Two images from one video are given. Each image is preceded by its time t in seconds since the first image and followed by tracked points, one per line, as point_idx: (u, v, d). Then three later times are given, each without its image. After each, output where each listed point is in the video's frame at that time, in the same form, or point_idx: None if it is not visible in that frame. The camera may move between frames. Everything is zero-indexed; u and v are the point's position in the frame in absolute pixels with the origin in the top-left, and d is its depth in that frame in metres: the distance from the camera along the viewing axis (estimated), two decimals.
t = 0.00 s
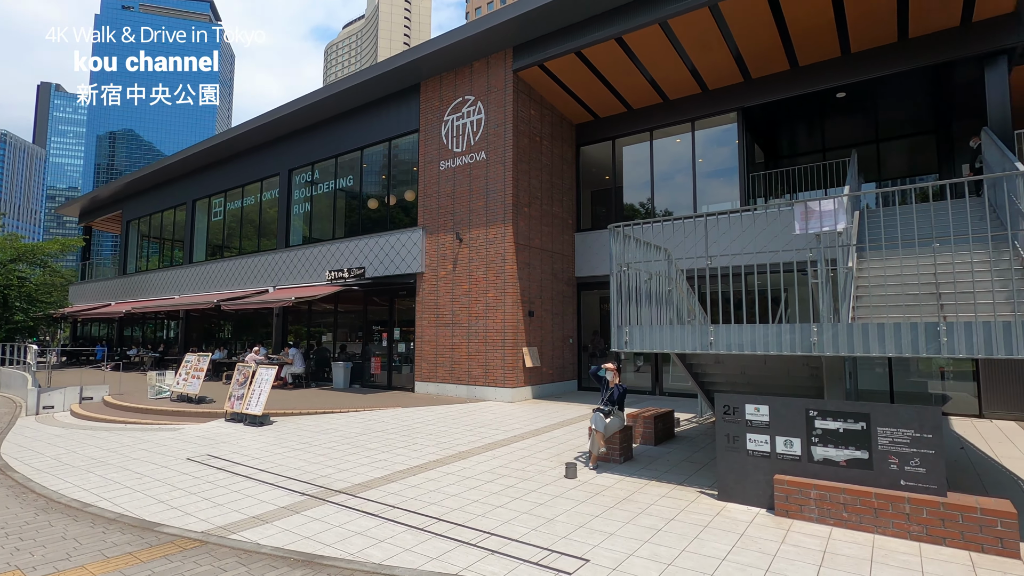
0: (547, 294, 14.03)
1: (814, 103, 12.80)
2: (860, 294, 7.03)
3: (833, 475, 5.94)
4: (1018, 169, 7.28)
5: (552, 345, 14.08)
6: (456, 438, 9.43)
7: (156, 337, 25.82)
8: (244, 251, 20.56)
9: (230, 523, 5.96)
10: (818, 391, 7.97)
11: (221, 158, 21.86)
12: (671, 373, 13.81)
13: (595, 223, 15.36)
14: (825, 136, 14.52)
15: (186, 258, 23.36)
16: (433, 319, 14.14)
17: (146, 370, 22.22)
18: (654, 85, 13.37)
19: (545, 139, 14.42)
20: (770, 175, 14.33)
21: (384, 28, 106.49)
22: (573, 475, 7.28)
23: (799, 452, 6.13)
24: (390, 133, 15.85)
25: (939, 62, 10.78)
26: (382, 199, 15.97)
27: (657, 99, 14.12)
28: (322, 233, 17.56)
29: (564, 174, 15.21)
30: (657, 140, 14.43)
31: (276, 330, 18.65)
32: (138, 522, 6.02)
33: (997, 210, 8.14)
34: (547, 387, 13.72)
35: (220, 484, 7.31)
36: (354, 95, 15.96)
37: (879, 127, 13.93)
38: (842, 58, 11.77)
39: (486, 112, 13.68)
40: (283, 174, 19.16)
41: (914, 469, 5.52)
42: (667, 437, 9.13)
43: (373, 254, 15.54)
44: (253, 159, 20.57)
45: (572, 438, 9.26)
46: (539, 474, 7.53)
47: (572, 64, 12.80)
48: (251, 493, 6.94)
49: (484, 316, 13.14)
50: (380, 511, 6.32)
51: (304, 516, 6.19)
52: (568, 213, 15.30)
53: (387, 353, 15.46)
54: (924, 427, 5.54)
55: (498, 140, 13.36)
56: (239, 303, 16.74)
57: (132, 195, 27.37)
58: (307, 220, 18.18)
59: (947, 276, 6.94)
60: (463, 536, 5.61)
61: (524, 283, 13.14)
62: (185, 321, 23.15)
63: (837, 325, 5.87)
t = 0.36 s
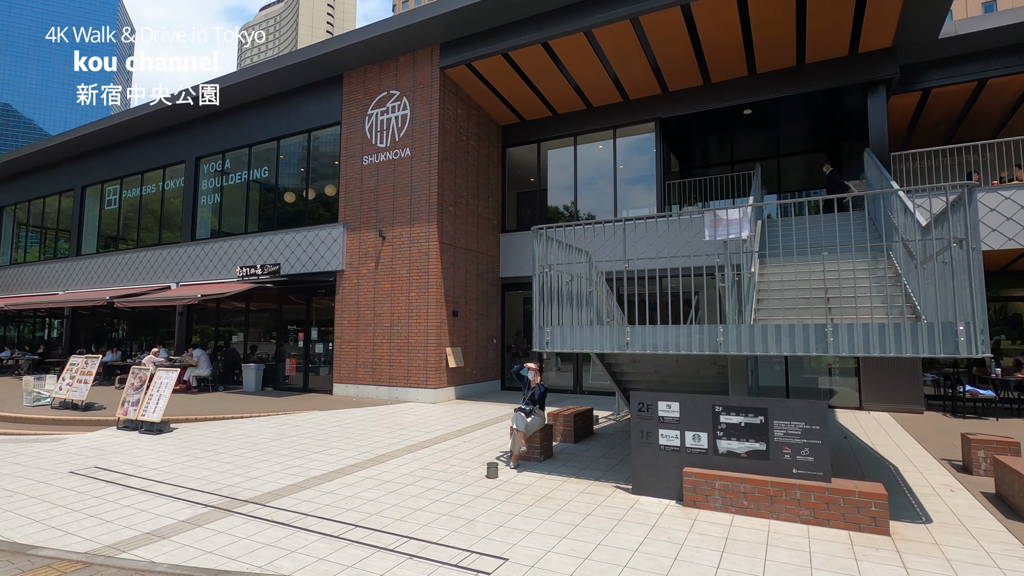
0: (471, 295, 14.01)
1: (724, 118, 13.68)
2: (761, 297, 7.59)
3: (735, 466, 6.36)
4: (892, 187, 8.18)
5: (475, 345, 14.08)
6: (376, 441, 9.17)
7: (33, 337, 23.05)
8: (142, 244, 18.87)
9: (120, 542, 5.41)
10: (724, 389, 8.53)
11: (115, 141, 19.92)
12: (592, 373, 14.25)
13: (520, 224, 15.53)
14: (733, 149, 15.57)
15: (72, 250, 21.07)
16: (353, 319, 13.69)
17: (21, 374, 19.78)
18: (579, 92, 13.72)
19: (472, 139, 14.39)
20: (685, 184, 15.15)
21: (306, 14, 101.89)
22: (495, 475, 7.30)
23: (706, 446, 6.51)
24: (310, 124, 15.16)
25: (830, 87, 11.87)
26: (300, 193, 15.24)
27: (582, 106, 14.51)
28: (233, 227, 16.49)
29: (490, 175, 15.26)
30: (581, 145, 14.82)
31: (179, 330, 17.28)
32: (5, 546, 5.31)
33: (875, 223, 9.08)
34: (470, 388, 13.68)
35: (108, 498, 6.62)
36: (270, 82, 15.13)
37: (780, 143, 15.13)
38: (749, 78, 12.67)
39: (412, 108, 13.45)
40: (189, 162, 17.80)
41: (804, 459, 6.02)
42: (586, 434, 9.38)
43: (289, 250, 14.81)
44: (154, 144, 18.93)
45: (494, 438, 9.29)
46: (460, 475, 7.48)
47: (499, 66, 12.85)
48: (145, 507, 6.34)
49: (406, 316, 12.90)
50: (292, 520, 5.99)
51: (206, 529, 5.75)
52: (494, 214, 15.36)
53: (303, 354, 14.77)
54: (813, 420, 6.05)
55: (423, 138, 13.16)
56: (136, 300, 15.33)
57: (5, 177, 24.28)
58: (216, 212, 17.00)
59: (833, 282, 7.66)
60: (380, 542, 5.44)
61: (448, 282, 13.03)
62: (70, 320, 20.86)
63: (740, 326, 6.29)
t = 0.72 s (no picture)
0: (413, 294, 13.79)
1: (663, 125, 14.16)
2: (694, 299, 7.89)
3: (669, 462, 6.58)
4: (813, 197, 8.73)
5: (417, 345, 13.87)
6: (312, 445, 8.86)
7: None
8: (52, 236, 17.36)
9: (20, 562, 4.92)
10: (659, 388, 8.81)
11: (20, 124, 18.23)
12: (534, 372, 14.37)
13: (464, 224, 15.45)
14: (671, 156, 16.14)
15: None
16: (288, 319, 13.17)
17: None
18: (523, 94, 13.81)
19: (415, 136, 14.18)
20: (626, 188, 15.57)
21: None
22: (435, 477, 7.21)
23: (642, 443, 6.69)
24: (244, 114, 14.46)
25: (760, 100, 12.53)
26: (232, 185, 14.51)
27: (527, 108, 14.60)
28: (157, 220, 15.47)
29: (434, 173, 15.09)
30: (525, 147, 14.92)
31: (94, 330, 16.03)
32: None
33: (798, 230, 9.66)
34: (411, 389, 13.47)
35: (7, 515, 6.02)
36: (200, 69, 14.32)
37: (714, 152, 15.83)
38: (686, 88, 13.17)
39: (353, 102, 13.11)
40: (107, 149, 16.57)
41: (733, 453, 6.30)
42: (527, 434, 9.44)
43: (220, 246, 14.06)
44: (66, 129, 17.47)
45: (435, 440, 9.19)
46: (400, 478, 7.34)
47: (445, 64, 12.73)
48: (51, 523, 5.82)
49: (346, 315, 12.54)
50: (218, 530, 5.67)
51: (121, 544, 5.34)
52: (437, 213, 15.20)
53: (234, 356, 14.06)
54: (740, 416, 6.34)
55: (365, 133, 12.85)
56: (44, 297, 14.08)
57: None
58: (138, 204, 15.91)
59: (760, 285, 8.09)
60: (314, 550, 5.24)
61: (389, 282, 12.77)
62: None
63: (675, 327, 6.52)
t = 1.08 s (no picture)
0: (370, 294, 13.56)
1: (621, 129, 14.42)
2: (648, 301, 8.06)
3: (623, 460, 6.69)
4: (762, 203, 9.08)
5: (374, 346, 13.64)
6: (262, 449, 8.58)
7: None
8: None
9: None
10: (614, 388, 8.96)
11: None
12: (493, 373, 14.38)
13: (424, 223, 15.31)
14: (629, 159, 16.46)
15: None
16: (238, 319, 12.72)
17: None
18: (484, 94, 13.78)
19: (374, 133, 13.94)
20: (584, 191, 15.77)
21: None
22: (391, 479, 7.10)
23: (597, 442, 6.79)
24: (192, 104, 13.87)
25: (714, 108, 12.92)
26: (179, 178, 13.90)
27: (487, 108, 14.58)
28: (96, 214, 14.66)
29: (393, 171, 14.88)
30: (485, 147, 14.89)
31: (24, 329, 15.06)
32: None
33: (748, 234, 10.02)
34: (368, 390, 13.23)
35: None
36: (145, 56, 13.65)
37: (669, 156, 16.24)
38: (644, 94, 13.44)
39: (309, 97, 12.78)
40: (41, 137, 15.59)
41: (684, 451, 6.45)
42: (485, 435, 9.44)
43: (165, 242, 13.44)
44: None
45: (391, 442, 9.06)
46: (354, 481, 7.20)
47: (405, 61, 12.56)
48: None
49: (299, 315, 12.21)
50: (160, 540, 5.41)
51: (52, 558, 5.01)
52: (395, 212, 14.99)
53: (179, 357, 13.46)
54: (692, 415, 6.50)
55: (321, 129, 12.54)
56: None
57: None
58: (75, 196, 15.03)
59: (711, 287, 8.34)
60: (263, 558, 5.07)
61: (345, 281, 12.51)
62: None
63: (630, 328, 6.64)
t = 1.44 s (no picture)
0: (337, 294, 13.34)
1: (590, 132, 14.56)
2: (615, 302, 8.17)
3: (589, 460, 6.75)
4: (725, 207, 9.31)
5: (340, 347, 13.42)
6: (222, 454, 8.34)
7: None
8: None
9: None
10: (581, 388, 9.04)
11: None
12: (461, 373, 14.34)
13: (392, 222, 15.15)
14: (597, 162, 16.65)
15: None
16: (198, 319, 12.33)
17: None
18: (454, 93, 13.72)
19: (341, 130, 13.71)
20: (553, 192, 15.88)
21: None
22: (356, 482, 7.00)
23: (564, 442, 6.84)
24: (150, 96, 13.40)
25: (681, 112, 13.18)
26: (136, 173, 13.40)
27: (457, 107, 14.52)
28: (45, 209, 14.00)
29: (360, 169, 14.66)
30: (455, 147, 14.82)
31: None
32: None
33: (711, 237, 10.27)
34: (333, 392, 13.01)
35: None
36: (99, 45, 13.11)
37: (637, 159, 16.49)
38: (613, 97, 13.60)
39: (274, 92, 12.49)
40: None
41: (649, 450, 6.53)
42: (452, 435, 9.40)
43: (120, 239, 12.96)
44: None
45: (356, 444, 8.94)
46: (318, 485, 7.08)
47: (373, 58, 12.39)
48: None
49: (262, 315, 11.93)
50: (111, 550, 5.20)
51: None
52: (363, 210, 14.77)
53: (135, 359, 12.99)
54: (657, 414, 6.61)
55: (286, 125, 12.26)
56: None
57: None
58: (22, 190, 14.32)
59: (676, 289, 8.50)
60: (221, 565, 4.93)
61: (311, 281, 12.28)
62: None
63: (596, 329, 6.71)
